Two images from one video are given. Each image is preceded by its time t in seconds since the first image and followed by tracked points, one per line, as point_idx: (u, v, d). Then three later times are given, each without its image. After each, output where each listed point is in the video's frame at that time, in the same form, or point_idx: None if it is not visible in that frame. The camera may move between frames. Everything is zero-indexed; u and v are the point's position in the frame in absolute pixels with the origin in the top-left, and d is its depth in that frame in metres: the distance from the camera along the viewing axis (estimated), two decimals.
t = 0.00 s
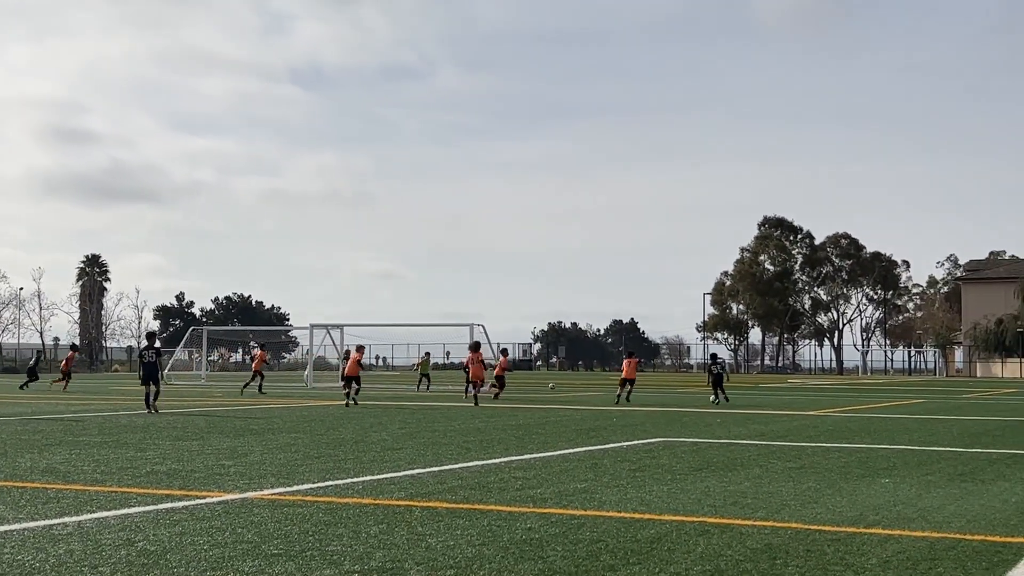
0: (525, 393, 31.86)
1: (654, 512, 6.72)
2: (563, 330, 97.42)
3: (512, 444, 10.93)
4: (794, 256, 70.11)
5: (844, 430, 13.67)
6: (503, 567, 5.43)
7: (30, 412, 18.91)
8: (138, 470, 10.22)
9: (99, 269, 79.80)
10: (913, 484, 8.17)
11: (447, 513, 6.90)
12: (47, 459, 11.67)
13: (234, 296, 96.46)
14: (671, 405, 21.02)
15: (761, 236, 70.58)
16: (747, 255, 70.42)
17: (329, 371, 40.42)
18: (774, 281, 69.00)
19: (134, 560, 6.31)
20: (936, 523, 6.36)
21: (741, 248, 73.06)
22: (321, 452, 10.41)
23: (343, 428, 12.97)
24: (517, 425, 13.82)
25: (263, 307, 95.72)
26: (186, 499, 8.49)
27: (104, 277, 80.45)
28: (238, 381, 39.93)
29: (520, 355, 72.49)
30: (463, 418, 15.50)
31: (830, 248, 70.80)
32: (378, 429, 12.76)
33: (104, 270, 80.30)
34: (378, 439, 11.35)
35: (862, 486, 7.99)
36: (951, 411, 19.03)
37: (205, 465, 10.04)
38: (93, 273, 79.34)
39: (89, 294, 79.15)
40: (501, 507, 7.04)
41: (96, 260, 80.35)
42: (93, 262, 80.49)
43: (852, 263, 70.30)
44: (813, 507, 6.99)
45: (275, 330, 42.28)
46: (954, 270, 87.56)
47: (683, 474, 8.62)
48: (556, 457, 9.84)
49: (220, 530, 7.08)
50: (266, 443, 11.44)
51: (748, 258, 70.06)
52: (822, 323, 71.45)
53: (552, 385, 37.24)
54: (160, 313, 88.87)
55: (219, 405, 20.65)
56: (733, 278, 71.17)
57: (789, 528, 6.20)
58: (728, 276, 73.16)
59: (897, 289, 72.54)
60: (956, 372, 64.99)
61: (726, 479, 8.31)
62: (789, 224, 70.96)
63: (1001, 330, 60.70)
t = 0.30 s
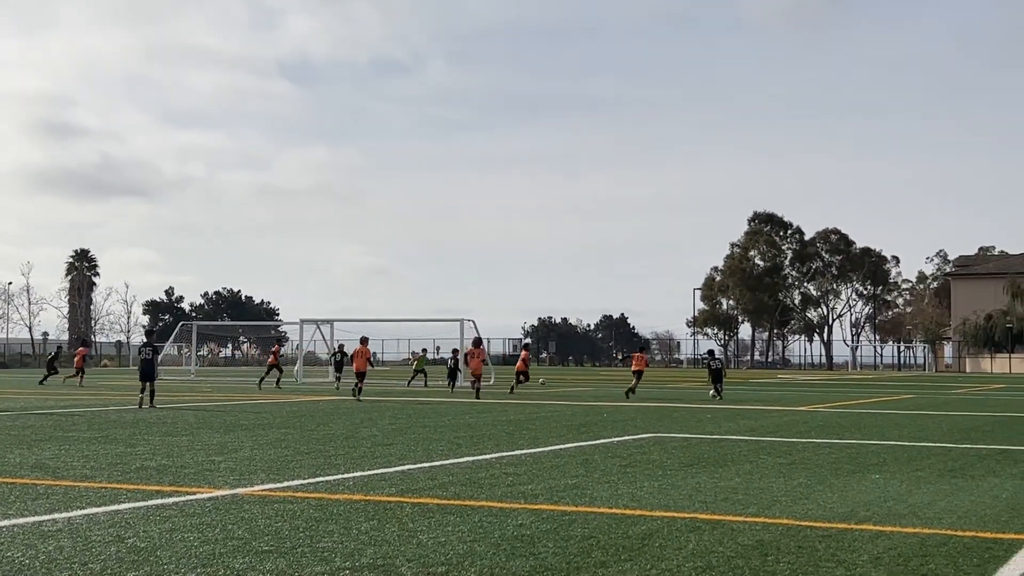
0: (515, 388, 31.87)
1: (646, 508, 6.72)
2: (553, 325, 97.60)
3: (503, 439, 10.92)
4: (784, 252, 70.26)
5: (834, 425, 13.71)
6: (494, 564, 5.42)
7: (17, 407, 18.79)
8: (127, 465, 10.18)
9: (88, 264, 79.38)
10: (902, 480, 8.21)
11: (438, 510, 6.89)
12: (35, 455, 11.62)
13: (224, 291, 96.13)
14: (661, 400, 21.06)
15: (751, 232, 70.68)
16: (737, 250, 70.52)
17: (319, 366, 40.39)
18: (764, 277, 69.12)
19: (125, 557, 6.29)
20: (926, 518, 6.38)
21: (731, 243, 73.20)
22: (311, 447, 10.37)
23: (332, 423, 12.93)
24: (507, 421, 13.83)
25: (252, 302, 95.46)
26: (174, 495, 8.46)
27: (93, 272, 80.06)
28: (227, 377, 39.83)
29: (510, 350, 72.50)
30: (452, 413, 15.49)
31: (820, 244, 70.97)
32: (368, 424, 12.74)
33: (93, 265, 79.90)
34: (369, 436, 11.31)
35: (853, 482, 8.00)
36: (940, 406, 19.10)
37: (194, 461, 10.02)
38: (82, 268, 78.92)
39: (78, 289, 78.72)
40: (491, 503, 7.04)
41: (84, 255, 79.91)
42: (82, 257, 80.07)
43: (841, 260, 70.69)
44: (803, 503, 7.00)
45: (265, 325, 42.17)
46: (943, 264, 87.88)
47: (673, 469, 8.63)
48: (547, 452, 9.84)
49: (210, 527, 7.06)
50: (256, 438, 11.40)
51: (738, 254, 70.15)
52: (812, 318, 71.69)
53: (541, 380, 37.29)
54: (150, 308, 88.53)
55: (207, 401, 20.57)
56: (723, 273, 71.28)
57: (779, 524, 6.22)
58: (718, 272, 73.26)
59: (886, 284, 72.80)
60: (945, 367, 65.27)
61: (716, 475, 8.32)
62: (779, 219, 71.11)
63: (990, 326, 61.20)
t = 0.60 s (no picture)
0: (509, 381, 31.96)
1: (641, 500, 6.74)
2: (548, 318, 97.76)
3: (498, 432, 10.94)
4: (778, 245, 70.30)
5: (829, 418, 13.75)
6: (490, 556, 5.42)
7: (11, 400, 18.77)
8: (121, 458, 10.17)
9: (82, 257, 79.17)
10: (896, 472, 8.24)
11: (432, 502, 6.90)
12: (30, 447, 11.60)
13: (218, 284, 96.01)
14: (657, 394, 21.10)
15: (745, 225, 70.61)
16: (731, 243, 70.50)
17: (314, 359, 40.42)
18: (757, 270, 69.16)
19: (119, 550, 6.28)
20: (920, 511, 6.40)
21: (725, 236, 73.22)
22: (306, 440, 10.37)
23: (327, 416, 12.94)
24: (503, 414, 13.86)
25: (246, 295, 95.33)
26: (169, 487, 8.46)
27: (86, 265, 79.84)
28: (221, 370, 39.83)
29: (504, 343, 72.59)
30: (448, 406, 15.53)
31: (814, 237, 71.09)
32: (363, 417, 12.75)
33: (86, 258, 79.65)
34: (363, 428, 11.33)
35: (847, 475, 8.02)
36: (934, 399, 19.17)
37: (189, 453, 10.01)
38: (76, 261, 78.72)
39: (71, 282, 78.51)
40: (486, 495, 7.05)
41: (78, 247, 79.66)
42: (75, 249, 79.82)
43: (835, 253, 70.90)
44: (798, 495, 7.03)
45: (259, 317, 42.13)
46: (937, 258, 88.10)
47: (667, 462, 8.65)
48: (541, 445, 9.86)
49: (205, 519, 7.06)
50: (251, 431, 11.40)
51: (732, 247, 70.16)
52: (805, 311, 71.81)
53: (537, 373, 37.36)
54: (144, 300, 88.38)
55: (202, 394, 20.56)
56: (717, 266, 71.30)
57: (774, 516, 6.24)
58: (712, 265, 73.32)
59: (880, 277, 72.93)
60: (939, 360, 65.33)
61: (710, 468, 8.34)
62: (772, 212, 71.06)
63: (983, 319, 61.08)
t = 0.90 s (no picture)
0: (507, 373, 32.01)
1: (637, 491, 6.74)
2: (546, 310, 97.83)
3: (494, 423, 10.95)
4: (776, 237, 70.27)
5: (825, 410, 13.79)
6: (485, 547, 5.42)
7: (9, 391, 18.78)
8: (119, 449, 10.17)
9: (79, 248, 79.01)
10: (893, 463, 8.25)
11: (428, 493, 6.89)
12: (27, 438, 11.59)
13: (215, 276, 95.90)
14: (655, 386, 21.12)
15: (743, 217, 70.52)
16: (729, 235, 70.42)
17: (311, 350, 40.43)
18: (755, 262, 69.13)
19: (115, 540, 6.26)
20: (916, 502, 6.40)
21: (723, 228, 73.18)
22: (302, 432, 10.37)
23: (324, 407, 12.94)
24: (500, 405, 13.88)
25: (244, 287, 95.25)
26: (165, 478, 8.45)
27: (83, 256, 79.68)
28: (219, 362, 39.84)
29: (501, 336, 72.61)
30: (446, 397, 15.55)
31: (811, 230, 71.15)
32: (359, 408, 12.75)
33: (84, 249, 79.48)
34: (360, 419, 11.33)
35: (843, 466, 8.04)
36: (931, 391, 19.23)
37: (186, 445, 10.00)
38: (73, 252, 78.54)
39: (69, 274, 78.35)
40: (482, 486, 7.05)
41: (75, 239, 79.46)
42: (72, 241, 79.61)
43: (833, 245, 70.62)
44: (794, 486, 7.03)
45: (257, 309, 42.09)
46: (934, 250, 88.21)
47: (664, 453, 8.64)
48: (537, 436, 9.86)
49: (201, 509, 7.05)
50: (248, 422, 11.39)
51: (730, 239, 70.07)
52: (803, 304, 71.89)
53: (535, 365, 37.44)
54: (141, 292, 88.26)
55: (199, 385, 20.55)
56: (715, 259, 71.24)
57: (769, 507, 6.24)
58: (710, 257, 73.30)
59: (878, 269, 73.02)
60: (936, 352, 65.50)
61: (706, 459, 8.35)
62: (770, 205, 71.02)
63: (980, 312, 61.26)
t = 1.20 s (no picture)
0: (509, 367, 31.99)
1: (637, 485, 6.75)
2: (547, 304, 97.80)
3: (495, 417, 10.96)
4: (777, 231, 70.22)
5: (826, 404, 13.79)
6: (486, 540, 5.43)
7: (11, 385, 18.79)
8: (121, 442, 10.19)
9: (81, 242, 78.95)
10: (893, 456, 8.27)
11: (429, 486, 6.90)
12: (29, 432, 11.60)
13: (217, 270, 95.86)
14: (656, 380, 21.13)
15: (744, 211, 70.42)
16: (731, 229, 70.35)
17: (313, 344, 40.42)
18: (756, 256, 69.07)
19: (116, 533, 6.28)
20: (915, 495, 6.42)
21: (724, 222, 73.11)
22: (304, 425, 10.39)
23: (326, 401, 12.95)
24: (501, 399, 13.88)
25: (245, 281, 95.22)
26: (167, 471, 8.47)
27: (85, 250, 79.62)
28: (220, 355, 39.85)
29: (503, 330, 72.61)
30: (447, 391, 15.57)
31: (813, 224, 71.16)
32: (361, 402, 12.75)
33: (85, 243, 79.44)
34: (361, 413, 11.34)
35: (843, 460, 8.05)
36: (932, 385, 19.25)
37: (188, 438, 10.02)
38: (74, 246, 78.47)
39: (70, 267, 78.29)
40: (483, 479, 7.07)
41: (77, 232, 79.39)
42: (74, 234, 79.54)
43: (834, 239, 70.87)
44: (794, 479, 7.04)
45: (258, 303, 42.08)
46: (935, 245, 88.15)
47: (664, 447, 8.65)
48: (539, 430, 9.88)
49: (203, 502, 7.07)
50: (249, 416, 11.40)
51: (731, 233, 69.98)
52: (804, 298, 71.90)
53: (536, 359, 37.48)
54: (142, 286, 88.19)
55: (200, 379, 20.56)
56: (716, 253, 71.18)
57: (770, 500, 6.26)
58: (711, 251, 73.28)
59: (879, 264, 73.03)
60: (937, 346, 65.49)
61: (707, 453, 8.35)
62: (771, 199, 70.98)
63: (982, 307, 61.23)
